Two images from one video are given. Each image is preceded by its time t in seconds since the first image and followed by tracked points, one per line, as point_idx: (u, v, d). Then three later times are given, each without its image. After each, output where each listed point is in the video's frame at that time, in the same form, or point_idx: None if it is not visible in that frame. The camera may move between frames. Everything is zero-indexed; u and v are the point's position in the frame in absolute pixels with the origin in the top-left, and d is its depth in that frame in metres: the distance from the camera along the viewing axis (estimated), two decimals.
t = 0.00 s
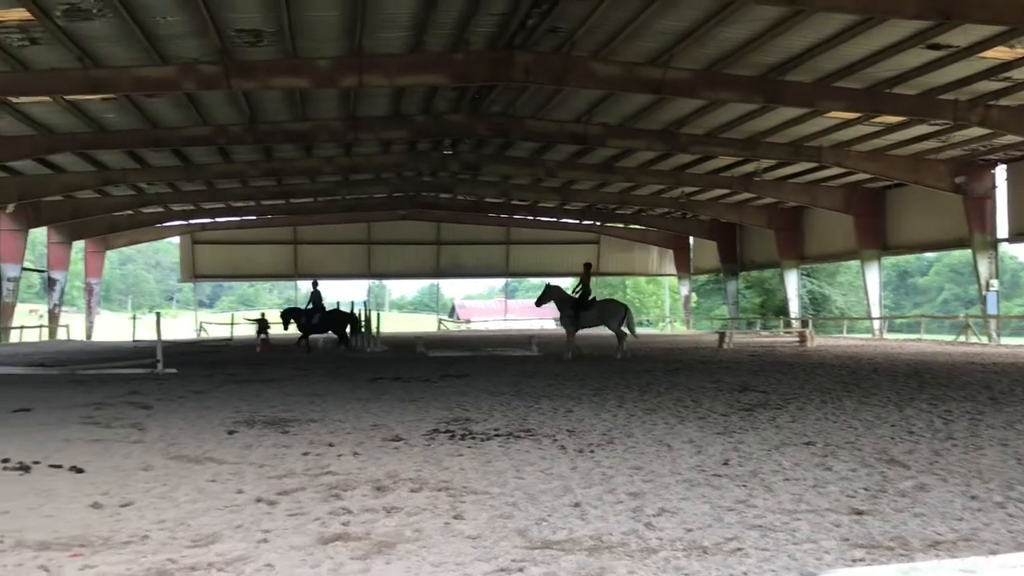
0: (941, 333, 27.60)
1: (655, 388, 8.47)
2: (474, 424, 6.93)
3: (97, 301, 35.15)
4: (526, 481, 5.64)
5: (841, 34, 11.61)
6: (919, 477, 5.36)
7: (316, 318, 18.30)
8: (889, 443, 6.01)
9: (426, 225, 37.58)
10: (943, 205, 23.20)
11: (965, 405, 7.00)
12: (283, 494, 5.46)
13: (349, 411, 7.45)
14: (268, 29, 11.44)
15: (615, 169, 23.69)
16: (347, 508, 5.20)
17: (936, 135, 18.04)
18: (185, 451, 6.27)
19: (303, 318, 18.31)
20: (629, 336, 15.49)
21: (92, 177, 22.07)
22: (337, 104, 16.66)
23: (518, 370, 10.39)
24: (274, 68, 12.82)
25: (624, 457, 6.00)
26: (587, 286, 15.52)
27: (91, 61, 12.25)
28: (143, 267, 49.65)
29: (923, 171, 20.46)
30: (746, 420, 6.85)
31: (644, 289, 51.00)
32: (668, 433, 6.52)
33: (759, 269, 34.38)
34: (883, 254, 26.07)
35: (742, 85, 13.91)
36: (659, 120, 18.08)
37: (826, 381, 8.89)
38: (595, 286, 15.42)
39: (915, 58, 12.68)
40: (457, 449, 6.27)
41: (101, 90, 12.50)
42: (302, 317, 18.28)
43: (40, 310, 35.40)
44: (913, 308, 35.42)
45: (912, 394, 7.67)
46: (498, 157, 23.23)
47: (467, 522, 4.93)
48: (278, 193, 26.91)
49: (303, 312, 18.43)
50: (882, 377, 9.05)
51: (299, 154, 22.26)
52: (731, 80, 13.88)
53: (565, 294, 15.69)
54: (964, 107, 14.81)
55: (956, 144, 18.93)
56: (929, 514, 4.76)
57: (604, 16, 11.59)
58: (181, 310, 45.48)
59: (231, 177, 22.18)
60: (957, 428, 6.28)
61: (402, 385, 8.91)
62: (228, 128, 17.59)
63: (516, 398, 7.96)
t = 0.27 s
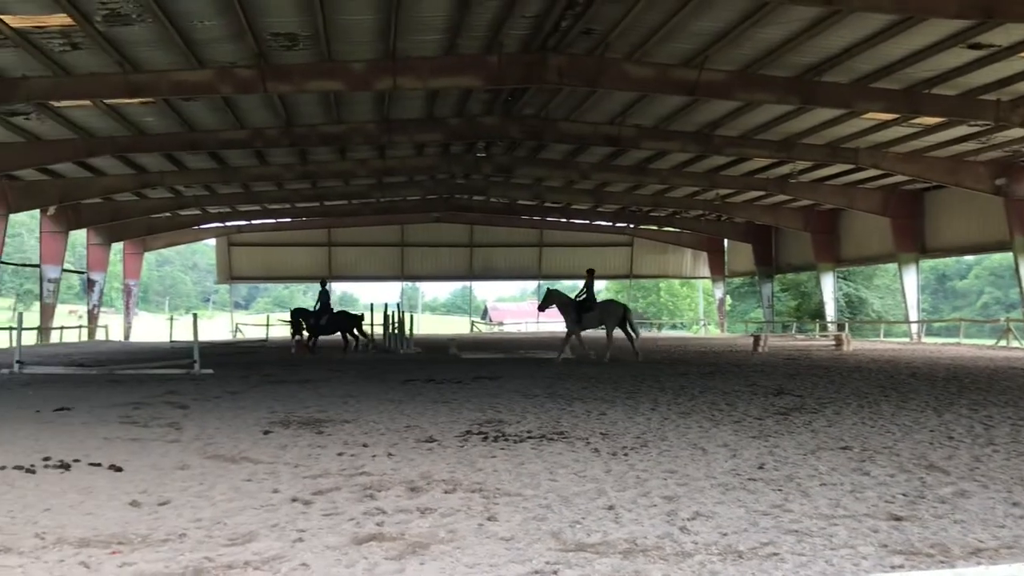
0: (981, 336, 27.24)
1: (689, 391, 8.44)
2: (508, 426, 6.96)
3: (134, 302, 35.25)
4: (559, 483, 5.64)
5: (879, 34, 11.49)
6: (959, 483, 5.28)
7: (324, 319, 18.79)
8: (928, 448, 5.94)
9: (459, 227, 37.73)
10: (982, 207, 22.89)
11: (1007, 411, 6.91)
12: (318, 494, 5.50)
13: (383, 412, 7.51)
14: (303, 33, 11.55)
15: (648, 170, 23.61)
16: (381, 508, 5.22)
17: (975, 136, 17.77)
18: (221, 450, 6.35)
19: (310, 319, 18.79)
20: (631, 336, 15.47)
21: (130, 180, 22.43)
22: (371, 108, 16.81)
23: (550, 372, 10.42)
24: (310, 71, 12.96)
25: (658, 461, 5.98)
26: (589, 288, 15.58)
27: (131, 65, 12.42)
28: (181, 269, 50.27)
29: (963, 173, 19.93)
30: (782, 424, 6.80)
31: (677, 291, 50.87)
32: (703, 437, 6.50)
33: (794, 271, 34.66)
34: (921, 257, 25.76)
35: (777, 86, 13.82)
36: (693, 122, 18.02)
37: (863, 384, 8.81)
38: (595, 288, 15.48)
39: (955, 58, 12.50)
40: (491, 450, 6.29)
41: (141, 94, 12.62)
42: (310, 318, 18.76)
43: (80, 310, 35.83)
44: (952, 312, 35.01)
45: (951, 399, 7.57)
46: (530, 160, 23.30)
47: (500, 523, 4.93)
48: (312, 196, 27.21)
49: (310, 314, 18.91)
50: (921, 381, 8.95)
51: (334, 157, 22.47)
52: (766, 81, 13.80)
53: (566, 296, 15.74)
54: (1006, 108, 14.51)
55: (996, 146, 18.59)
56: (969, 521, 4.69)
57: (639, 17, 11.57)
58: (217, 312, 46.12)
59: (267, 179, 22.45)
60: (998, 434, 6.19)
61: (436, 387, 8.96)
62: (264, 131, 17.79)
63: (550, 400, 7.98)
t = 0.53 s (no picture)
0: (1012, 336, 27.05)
1: (717, 392, 8.43)
2: (534, 426, 6.98)
3: (164, 302, 35.95)
4: (586, 483, 5.64)
5: (909, 31, 11.38)
6: (992, 485, 5.23)
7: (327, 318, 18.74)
8: (959, 450, 5.89)
9: (485, 228, 37.85)
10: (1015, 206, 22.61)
11: None
12: (346, 493, 5.54)
13: (410, 412, 7.55)
14: (331, 34, 11.63)
15: (675, 170, 23.50)
16: (409, 507, 5.25)
17: (1008, 134, 17.53)
18: (250, 449, 6.42)
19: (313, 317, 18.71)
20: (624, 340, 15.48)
21: (160, 181, 22.68)
22: (398, 109, 16.91)
23: (577, 373, 10.45)
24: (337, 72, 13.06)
25: (686, 461, 5.97)
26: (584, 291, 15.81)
27: (162, 68, 12.56)
28: (210, 270, 50.75)
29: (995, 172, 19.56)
30: (811, 425, 6.77)
31: (705, 292, 50.68)
32: (731, 438, 6.48)
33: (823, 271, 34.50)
34: (951, 256, 25.49)
35: (805, 85, 13.73)
36: (720, 122, 17.95)
37: (892, 385, 8.74)
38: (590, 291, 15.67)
39: (987, 55, 12.34)
40: (518, 450, 6.31)
41: (170, 96, 12.77)
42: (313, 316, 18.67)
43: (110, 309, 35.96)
44: (984, 313, 34.63)
45: (983, 400, 7.49)
46: (556, 160, 23.32)
47: (527, 523, 4.94)
48: (339, 197, 27.42)
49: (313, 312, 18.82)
50: (952, 383, 8.86)
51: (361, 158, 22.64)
52: (794, 80, 13.71)
53: (562, 297, 16.07)
54: None
55: None
56: (1003, 524, 4.63)
57: (666, 17, 11.55)
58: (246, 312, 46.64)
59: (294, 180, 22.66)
60: None
61: (462, 386, 8.99)
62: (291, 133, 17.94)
63: (576, 400, 7.99)
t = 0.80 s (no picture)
0: None
1: (746, 391, 8.38)
2: (562, 424, 6.99)
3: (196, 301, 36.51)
4: (615, 482, 5.64)
5: (943, 26, 11.23)
6: None
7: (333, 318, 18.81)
8: (995, 450, 5.82)
9: (511, 227, 37.96)
10: None
11: None
12: (376, 490, 5.57)
13: (439, 411, 7.58)
14: (361, 35, 11.69)
15: (704, 168, 23.34)
16: (438, 505, 5.27)
17: None
18: (281, 447, 6.48)
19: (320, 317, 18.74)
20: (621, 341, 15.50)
21: (192, 181, 22.92)
22: (426, 109, 16.98)
23: (605, 372, 10.45)
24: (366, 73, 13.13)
25: (715, 461, 5.95)
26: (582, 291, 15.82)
27: (193, 69, 12.69)
28: (240, 269, 51.11)
29: None
30: (842, 425, 6.72)
31: (734, 290, 50.30)
32: (761, 437, 6.45)
33: (854, 269, 34.06)
34: (985, 254, 25.19)
35: (836, 82, 13.60)
36: (750, 119, 17.84)
37: (924, 384, 8.65)
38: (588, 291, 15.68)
39: None
40: (546, 449, 6.32)
41: (202, 97, 12.92)
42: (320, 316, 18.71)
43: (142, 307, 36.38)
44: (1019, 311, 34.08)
45: (1019, 400, 7.38)
46: (584, 158, 23.28)
47: (557, 522, 4.94)
48: (368, 196, 27.56)
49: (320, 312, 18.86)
50: (988, 383, 8.72)
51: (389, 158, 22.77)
52: (825, 77, 13.59)
53: (560, 297, 16.08)
54: None
55: None
56: None
57: (696, 14, 11.51)
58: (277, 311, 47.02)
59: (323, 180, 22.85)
60: None
61: (488, 386, 9.01)
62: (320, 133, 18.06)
63: (604, 400, 7.98)
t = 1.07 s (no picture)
0: None
1: (782, 389, 8.34)
2: (596, 423, 7.00)
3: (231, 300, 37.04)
4: (650, 481, 5.63)
5: (982, 19, 11.06)
6: None
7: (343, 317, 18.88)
8: None
9: (541, 224, 38.02)
10: None
11: None
12: (410, 488, 5.61)
13: (473, 409, 7.61)
14: (393, 35, 11.74)
15: (737, 164, 23.17)
16: (473, 503, 5.30)
17: None
18: (316, 444, 6.53)
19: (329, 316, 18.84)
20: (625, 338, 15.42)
21: (226, 181, 23.18)
22: (458, 108, 17.05)
23: (639, 370, 10.46)
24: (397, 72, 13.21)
25: (750, 460, 5.92)
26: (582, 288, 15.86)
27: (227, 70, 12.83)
28: (275, 268, 51.58)
29: None
30: (879, 424, 6.66)
31: (767, 287, 49.97)
32: (796, 436, 6.41)
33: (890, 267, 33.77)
34: None
35: (871, 77, 13.43)
36: (784, 115, 17.68)
37: (965, 383, 8.55)
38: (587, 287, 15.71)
39: None
40: (580, 448, 6.32)
41: (236, 98, 13.06)
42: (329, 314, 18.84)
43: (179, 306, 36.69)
44: None
45: None
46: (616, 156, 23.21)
47: (591, 521, 4.94)
48: (400, 196, 27.70)
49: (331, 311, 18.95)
50: None
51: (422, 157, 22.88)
52: (861, 73, 13.43)
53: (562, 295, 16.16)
54: None
55: None
56: None
57: (729, 10, 11.44)
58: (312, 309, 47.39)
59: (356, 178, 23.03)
60: None
61: (522, 384, 9.04)
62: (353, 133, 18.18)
63: (638, 398, 7.98)
